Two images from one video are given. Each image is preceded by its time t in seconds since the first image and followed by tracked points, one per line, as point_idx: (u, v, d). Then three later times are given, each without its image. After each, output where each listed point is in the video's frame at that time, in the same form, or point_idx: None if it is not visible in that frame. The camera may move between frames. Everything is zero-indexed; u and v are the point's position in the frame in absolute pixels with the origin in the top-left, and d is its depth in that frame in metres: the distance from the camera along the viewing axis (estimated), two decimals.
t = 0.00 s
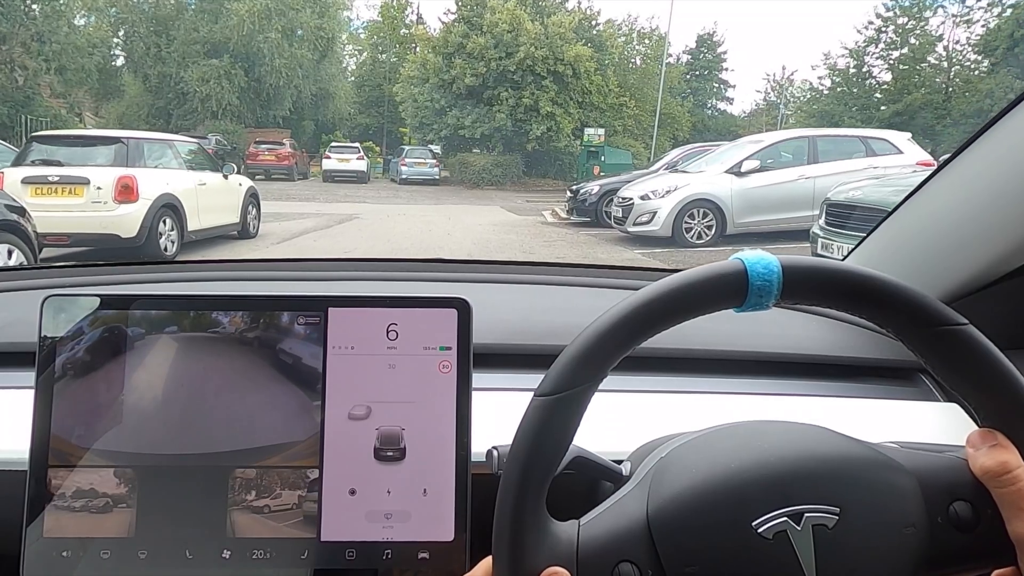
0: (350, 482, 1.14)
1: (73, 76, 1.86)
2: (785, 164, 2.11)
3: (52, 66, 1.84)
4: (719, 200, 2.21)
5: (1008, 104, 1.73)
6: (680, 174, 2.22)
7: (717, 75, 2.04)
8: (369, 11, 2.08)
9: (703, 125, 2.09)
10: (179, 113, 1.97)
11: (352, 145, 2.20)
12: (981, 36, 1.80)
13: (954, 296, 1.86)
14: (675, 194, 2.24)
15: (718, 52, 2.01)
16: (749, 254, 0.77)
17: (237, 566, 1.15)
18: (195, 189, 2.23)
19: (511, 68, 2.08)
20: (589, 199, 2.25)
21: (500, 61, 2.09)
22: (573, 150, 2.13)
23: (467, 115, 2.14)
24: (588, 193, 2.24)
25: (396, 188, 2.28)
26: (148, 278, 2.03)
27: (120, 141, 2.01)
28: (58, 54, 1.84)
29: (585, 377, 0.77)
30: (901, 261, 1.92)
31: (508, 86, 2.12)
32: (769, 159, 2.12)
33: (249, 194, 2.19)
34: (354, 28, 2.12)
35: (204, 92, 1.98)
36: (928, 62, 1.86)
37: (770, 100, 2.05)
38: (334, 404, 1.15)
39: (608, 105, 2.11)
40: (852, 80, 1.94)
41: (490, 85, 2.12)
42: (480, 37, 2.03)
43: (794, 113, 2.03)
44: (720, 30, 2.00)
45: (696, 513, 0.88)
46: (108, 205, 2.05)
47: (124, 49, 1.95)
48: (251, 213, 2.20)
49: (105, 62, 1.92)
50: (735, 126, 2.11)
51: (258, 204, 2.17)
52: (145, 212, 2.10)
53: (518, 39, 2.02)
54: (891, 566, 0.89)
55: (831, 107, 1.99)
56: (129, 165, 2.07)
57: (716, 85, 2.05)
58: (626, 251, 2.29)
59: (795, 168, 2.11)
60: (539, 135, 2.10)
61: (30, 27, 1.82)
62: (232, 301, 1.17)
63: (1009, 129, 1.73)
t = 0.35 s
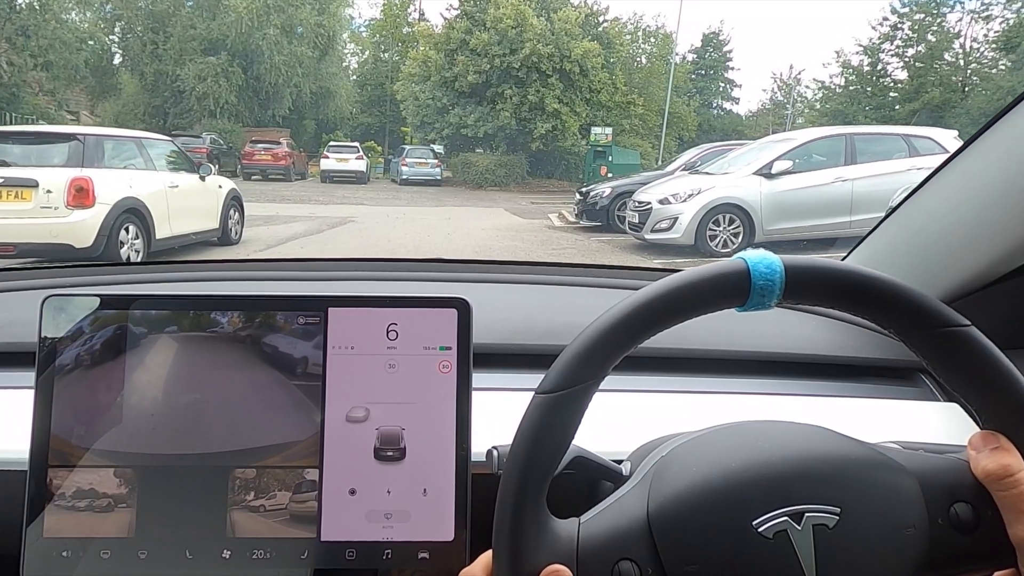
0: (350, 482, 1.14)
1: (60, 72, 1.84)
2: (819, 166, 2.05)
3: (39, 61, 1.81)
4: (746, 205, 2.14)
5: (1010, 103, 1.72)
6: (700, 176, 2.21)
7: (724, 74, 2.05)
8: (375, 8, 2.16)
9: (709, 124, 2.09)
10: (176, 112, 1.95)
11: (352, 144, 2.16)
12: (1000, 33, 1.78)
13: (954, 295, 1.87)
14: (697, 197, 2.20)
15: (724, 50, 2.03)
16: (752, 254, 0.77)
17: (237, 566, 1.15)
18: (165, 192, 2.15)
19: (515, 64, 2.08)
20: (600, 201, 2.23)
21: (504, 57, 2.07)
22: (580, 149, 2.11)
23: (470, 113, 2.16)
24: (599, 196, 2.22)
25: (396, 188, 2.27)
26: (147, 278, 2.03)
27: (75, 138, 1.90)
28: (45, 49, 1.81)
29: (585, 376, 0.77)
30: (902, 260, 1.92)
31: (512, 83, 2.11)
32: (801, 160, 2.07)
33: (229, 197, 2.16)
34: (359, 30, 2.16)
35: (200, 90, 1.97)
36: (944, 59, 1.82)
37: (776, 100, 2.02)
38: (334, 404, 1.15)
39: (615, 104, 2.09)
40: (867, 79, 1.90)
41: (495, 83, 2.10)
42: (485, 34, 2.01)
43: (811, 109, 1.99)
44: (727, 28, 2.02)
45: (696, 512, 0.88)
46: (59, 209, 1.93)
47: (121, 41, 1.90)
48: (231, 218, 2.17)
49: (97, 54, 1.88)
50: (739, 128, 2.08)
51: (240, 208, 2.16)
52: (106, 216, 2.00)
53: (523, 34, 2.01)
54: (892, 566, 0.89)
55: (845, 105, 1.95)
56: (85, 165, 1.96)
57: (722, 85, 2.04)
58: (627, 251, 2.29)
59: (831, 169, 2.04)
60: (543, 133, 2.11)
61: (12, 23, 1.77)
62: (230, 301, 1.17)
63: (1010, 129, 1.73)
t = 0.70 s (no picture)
0: (350, 482, 1.14)
1: (44, 66, 1.84)
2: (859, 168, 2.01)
3: (23, 56, 1.80)
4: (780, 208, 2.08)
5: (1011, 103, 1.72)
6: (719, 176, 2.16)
7: (728, 73, 2.04)
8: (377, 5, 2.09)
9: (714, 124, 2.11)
10: (170, 111, 1.97)
11: (350, 143, 2.13)
12: (1017, 29, 1.80)
13: (953, 295, 1.87)
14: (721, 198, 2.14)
15: (729, 48, 2.01)
16: (753, 254, 0.77)
17: (237, 566, 1.15)
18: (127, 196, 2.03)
19: (520, 60, 2.05)
20: (612, 204, 2.21)
21: (509, 52, 2.04)
22: (587, 148, 2.12)
23: (471, 111, 2.15)
24: (610, 198, 2.20)
25: (396, 189, 2.26)
26: (149, 277, 2.03)
27: (18, 134, 1.81)
28: (31, 44, 1.81)
29: (585, 377, 0.77)
30: (901, 261, 1.92)
31: (516, 80, 2.09)
32: (839, 160, 2.02)
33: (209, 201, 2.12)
34: (360, 27, 2.13)
35: (195, 87, 1.95)
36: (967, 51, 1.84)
37: (784, 98, 2.05)
38: (334, 404, 1.15)
39: (623, 102, 2.09)
40: (882, 76, 1.92)
41: (498, 81, 2.10)
42: (489, 28, 2.01)
43: (825, 110, 2.00)
44: (733, 27, 2.00)
45: (695, 512, 0.88)
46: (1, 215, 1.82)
47: (115, 37, 1.93)
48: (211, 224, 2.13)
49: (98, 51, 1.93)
50: (745, 127, 2.12)
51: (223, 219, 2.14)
52: (55, 221, 1.88)
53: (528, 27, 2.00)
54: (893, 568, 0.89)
55: (859, 103, 1.97)
56: (27, 165, 1.83)
57: (728, 84, 2.05)
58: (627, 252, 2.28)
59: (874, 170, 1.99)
60: (548, 133, 2.12)
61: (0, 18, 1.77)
62: (230, 301, 1.17)
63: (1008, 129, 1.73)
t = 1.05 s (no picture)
0: (350, 482, 1.14)
1: (30, 62, 1.82)
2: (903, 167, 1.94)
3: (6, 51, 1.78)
4: (812, 211, 2.05)
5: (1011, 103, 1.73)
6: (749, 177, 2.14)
7: (734, 71, 2.04)
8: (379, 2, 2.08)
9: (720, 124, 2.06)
10: (166, 110, 1.93)
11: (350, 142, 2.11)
12: None
13: (953, 295, 1.87)
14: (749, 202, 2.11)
15: (735, 47, 1.99)
16: (755, 254, 0.77)
17: (237, 566, 1.15)
18: (77, 199, 2.03)
19: (523, 56, 2.05)
20: (626, 206, 2.21)
21: (512, 48, 2.05)
22: (594, 147, 2.11)
23: (475, 109, 2.11)
24: (624, 200, 2.20)
25: (396, 189, 2.23)
26: (150, 278, 2.04)
27: None
28: (15, 38, 1.79)
29: (586, 377, 0.77)
30: (901, 261, 1.92)
31: (521, 77, 2.11)
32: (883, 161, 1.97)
33: (177, 203, 2.13)
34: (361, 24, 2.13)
35: (191, 83, 1.91)
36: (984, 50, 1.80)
37: (790, 97, 2.04)
38: (335, 404, 1.15)
39: (629, 101, 2.09)
40: (897, 72, 1.89)
41: (501, 78, 2.11)
42: (490, 23, 2.01)
43: (836, 109, 1.97)
44: (739, 25, 1.97)
45: (696, 512, 0.87)
46: None
47: (111, 34, 1.90)
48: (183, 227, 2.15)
49: (94, 48, 1.89)
50: (751, 126, 2.10)
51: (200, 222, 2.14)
52: None
53: (532, 22, 2.00)
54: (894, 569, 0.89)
55: (873, 100, 1.93)
56: None
57: (733, 82, 2.05)
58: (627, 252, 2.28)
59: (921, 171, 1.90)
60: (551, 132, 2.08)
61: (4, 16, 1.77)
62: (228, 301, 1.17)
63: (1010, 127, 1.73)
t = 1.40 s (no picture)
0: (351, 482, 1.14)
1: (15, 56, 1.81)
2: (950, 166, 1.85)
3: None
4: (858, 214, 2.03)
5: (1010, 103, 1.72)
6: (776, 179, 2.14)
7: (741, 68, 2.01)
8: None
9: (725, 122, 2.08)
10: (162, 107, 1.93)
11: (348, 139, 2.13)
12: None
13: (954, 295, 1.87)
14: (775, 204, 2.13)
15: (741, 43, 1.99)
16: (756, 254, 0.77)
17: (237, 566, 1.15)
18: (18, 203, 1.93)
19: (527, 51, 2.04)
20: (641, 208, 2.27)
21: (516, 42, 2.03)
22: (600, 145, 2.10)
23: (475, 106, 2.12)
24: (640, 201, 2.26)
25: (396, 188, 2.23)
26: (150, 279, 2.04)
27: None
28: None
29: (585, 377, 0.77)
30: (901, 260, 1.92)
31: (524, 72, 2.09)
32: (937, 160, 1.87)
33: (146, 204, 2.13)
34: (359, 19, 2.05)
35: (188, 80, 1.91)
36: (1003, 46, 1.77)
37: (797, 94, 2.03)
38: (335, 405, 1.15)
39: (636, 96, 2.08)
40: (912, 68, 1.86)
41: (504, 73, 2.10)
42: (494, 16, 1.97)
43: (848, 106, 1.99)
44: (744, 22, 1.98)
45: (696, 512, 0.87)
46: None
47: (106, 29, 1.93)
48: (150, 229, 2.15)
49: (87, 43, 1.92)
50: (758, 123, 2.11)
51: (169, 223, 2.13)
52: None
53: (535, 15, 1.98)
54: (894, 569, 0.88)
55: (887, 96, 1.90)
56: None
57: (739, 79, 2.02)
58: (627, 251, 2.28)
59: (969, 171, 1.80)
60: (556, 130, 2.08)
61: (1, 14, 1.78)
62: (226, 301, 1.17)
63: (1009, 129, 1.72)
